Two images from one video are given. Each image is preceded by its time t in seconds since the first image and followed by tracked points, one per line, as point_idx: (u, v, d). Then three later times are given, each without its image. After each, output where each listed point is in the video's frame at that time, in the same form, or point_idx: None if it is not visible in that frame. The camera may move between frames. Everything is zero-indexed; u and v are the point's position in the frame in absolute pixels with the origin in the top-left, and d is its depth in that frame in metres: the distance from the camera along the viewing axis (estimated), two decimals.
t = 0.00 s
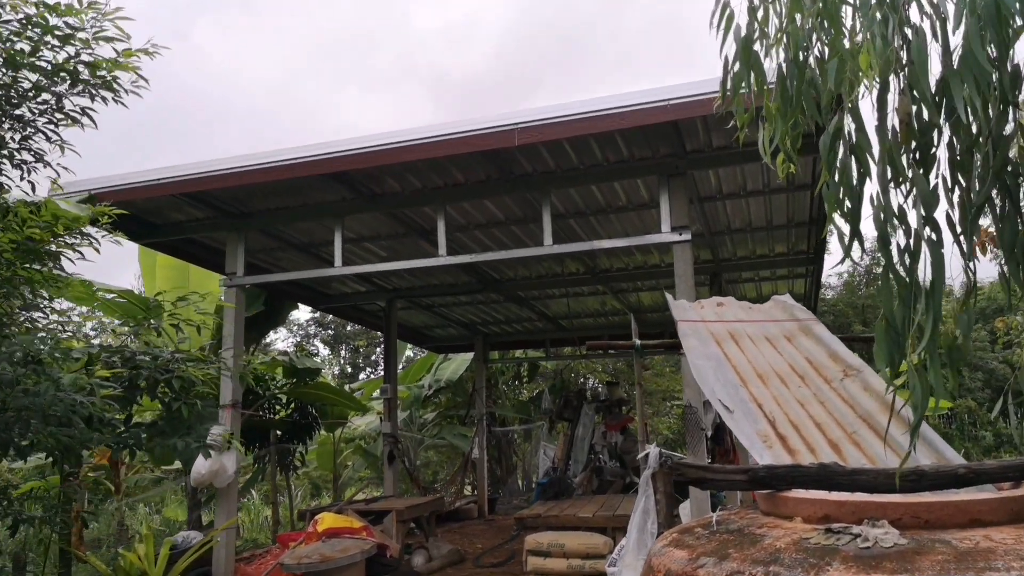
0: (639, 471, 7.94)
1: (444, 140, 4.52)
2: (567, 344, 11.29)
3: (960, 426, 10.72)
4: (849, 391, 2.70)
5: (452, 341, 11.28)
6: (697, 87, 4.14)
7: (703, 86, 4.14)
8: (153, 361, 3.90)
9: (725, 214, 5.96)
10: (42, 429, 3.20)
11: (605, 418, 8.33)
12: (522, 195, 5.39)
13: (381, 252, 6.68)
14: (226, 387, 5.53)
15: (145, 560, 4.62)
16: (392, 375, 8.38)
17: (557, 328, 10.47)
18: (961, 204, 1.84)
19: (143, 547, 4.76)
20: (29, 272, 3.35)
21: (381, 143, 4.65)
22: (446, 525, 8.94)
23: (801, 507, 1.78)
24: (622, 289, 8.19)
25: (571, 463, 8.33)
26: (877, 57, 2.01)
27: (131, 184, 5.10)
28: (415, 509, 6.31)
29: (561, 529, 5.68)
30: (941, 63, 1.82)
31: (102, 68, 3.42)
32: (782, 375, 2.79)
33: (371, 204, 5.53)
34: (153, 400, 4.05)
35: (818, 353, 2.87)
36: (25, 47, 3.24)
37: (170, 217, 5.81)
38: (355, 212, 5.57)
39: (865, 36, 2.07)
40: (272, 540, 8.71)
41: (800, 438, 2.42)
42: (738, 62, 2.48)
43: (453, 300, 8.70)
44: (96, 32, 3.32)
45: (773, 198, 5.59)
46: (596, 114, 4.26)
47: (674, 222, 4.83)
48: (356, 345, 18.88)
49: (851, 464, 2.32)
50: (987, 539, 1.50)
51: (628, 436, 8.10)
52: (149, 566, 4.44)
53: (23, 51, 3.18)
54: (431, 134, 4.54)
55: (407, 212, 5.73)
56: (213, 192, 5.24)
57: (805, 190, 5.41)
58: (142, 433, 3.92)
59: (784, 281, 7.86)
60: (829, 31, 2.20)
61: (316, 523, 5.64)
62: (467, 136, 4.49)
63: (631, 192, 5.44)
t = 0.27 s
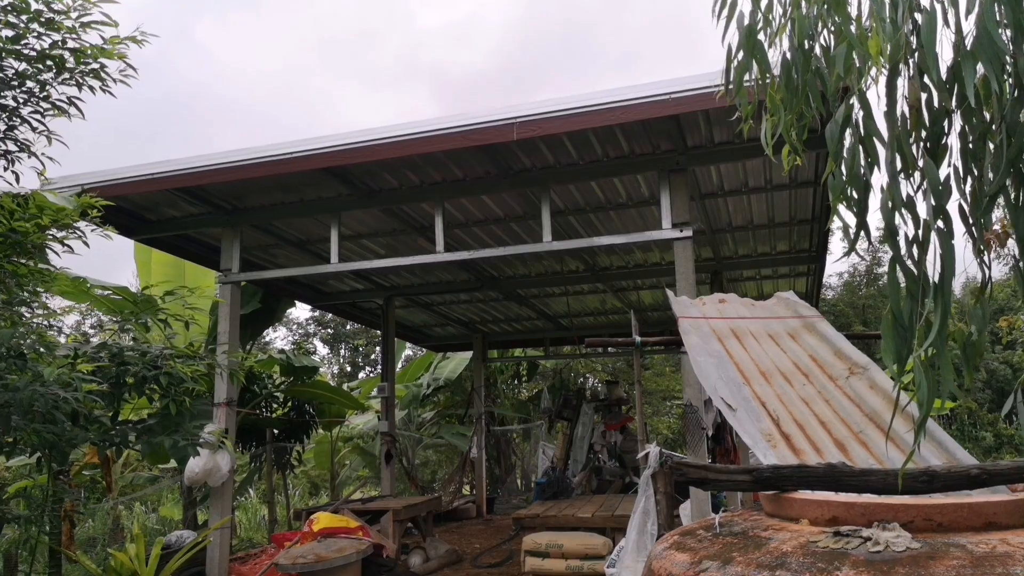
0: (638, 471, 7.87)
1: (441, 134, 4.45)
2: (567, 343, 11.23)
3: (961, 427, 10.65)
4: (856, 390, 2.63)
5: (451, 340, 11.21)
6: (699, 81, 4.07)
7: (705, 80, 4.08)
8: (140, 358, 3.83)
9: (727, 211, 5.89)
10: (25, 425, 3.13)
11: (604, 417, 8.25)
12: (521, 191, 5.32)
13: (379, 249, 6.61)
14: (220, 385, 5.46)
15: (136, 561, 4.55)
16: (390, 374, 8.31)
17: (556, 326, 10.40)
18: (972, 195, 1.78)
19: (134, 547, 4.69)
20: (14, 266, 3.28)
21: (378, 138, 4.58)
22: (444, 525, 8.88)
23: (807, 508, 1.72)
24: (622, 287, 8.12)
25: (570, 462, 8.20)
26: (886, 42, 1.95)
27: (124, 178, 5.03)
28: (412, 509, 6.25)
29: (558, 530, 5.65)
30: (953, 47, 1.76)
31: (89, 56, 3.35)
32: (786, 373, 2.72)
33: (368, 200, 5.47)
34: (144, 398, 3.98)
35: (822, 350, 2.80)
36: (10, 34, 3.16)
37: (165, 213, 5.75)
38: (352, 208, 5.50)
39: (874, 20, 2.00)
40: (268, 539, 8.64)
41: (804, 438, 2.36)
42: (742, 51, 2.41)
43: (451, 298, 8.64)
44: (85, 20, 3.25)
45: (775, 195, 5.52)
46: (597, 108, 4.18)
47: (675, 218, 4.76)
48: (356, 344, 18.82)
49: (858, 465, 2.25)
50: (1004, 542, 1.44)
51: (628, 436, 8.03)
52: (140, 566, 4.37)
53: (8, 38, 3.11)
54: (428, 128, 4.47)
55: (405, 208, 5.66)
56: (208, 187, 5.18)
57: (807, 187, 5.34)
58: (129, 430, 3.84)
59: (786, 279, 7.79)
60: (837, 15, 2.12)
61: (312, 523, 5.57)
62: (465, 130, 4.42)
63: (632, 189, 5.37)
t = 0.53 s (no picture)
0: (640, 473, 7.77)
1: (441, 130, 4.35)
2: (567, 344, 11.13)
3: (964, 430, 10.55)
4: (873, 393, 2.54)
5: (450, 340, 11.11)
6: (704, 75, 3.96)
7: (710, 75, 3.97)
8: (128, 358, 3.73)
9: (731, 210, 5.80)
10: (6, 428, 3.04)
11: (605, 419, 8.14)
12: (522, 188, 5.23)
13: (378, 248, 6.52)
14: (216, 386, 5.36)
15: (126, 566, 4.44)
16: (388, 375, 8.21)
17: (556, 327, 10.30)
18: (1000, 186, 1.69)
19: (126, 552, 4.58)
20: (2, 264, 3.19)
21: (376, 134, 4.48)
22: (443, 528, 8.78)
23: (831, 520, 1.65)
24: (623, 287, 8.03)
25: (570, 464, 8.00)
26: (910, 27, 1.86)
27: (117, 174, 4.93)
28: (411, 512, 6.15)
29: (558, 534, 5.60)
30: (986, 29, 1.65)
31: (75, 45, 3.25)
32: (799, 375, 2.63)
33: (366, 198, 5.37)
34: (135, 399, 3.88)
35: (837, 351, 2.71)
36: None
37: (160, 210, 5.65)
38: (350, 205, 5.41)
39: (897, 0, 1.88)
40: (264, 542, 8.53)
41: (821, 443, 2.26)
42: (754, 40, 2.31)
43: (450, 298, 8.54)
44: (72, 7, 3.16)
45: (781, 194, 5.43)
46: (599, 104, 4.09)
47: (679, 217, 4.65)
48: (354, 345, 18.71)
49: (878, 471, 2.16)
50: None
51: (629, 438, 7.92)
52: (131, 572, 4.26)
53: None
54: (427, 124, 4.37)
55: (404, 207, 5.57)
56: (203, 183, 5.08)
57: (813, 186, 5.24)
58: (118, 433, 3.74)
59: (789, 280, 7.69)
60: None
61: (308, 526, 5.47)
62: (466, 126, 4.31)
63: (635, 187, 5.28)
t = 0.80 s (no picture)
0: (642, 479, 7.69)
1: (442, 131, 4.29)
2: (567, 349, 11.05)
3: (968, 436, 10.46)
4: (888, 400, 2.49)
5: (449, 345, 11.03)
6: (710, 76, 3.90)
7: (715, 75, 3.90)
8: (120, 362, 3.66)
9: (735, 214, 5.73)
10: None
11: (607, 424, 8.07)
12: (524, 191, 5.17)
13: (378, 252, 6.45)
14: (213, 391, 5.28)
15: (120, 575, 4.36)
16: (388, 380, 8.13)
17: (556, 332, 10.23)
18: None
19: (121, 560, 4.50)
20: None
21: (376, 136, 4.42)
22: (443, 535, 8.68)
23: (857, 534, 1.72)
24: (625, 292, 7.96)
25: (572, 470, 8.06)
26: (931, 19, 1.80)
27: (114, 177, 4.86)
28: (411, 519, 6.07)
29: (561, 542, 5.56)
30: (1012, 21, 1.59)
31: (69, 43, 3.20)
32: (812, 381, 2.57)
33: (366, 201, 5.31)
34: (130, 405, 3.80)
35: (850, 357, 2.65)
36: None
37: (157, 214, 5.59)
38: (350, 209, 5.35)
39: None
40: (262, 549, 8.43)
41: (836, 452, 2.20)
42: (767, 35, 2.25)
43: (450, 302, 8.47)
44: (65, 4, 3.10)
45: (785, 197, 5.36)
46: (603, 105, 4.02)
47: (684, 220, 4.58)
48: (353, 350, 18.62)
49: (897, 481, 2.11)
50: None
51: (631, 444, 7.83)
52: None
53: None
54: (428, 125, 4.30)
55: (404, 210, 5.51)
56: (200, 186, 5.02)
57: (819, 189, 5.18)
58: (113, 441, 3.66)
59: (792, 284, 7.63)
60: None
61: (307, 534, 5.39)
62: (468, 128, 4.25)
63: (638, 190, 5.22)
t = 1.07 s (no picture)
0: (644, 477, 7.64)
1: (442, 125, 4.22)
2: (568, 346, 10.99)
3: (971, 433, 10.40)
4: (901, 397, 2.48)
5: (449, 343, 10.97)
6: (714, 68, 3.82)
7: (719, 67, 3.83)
8: (109, 359, 3.58)
9: (737, 210, 5.67)
10: None
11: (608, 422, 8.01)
12: (524, 186, 5.10)
13: (376, 248, 6.39)
14: (211, 390, 5.22)
15: None
16: (387, 378, 8.07)
17: (557, 329, 10.17)
18: None
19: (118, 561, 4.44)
20: None
21: (375, 130, 4.35)
22: (443, 533, 8.62)
23: (875, 538, 1.69)
24: (626, 289, 7.90)
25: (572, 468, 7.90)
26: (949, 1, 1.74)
27: (109, 173, 4.80)
28: (411, 518, 6.01)
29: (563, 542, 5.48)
30: None
31: (58, 34, 3.13)
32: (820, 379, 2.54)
33: (365, 197, 5.24)
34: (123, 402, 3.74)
35: (860, 354, 2.62)
36: None
37: (153, 210, 5.53)
38: (348, 204, 5.29)
39: None
40: (261, 548, 8.36)
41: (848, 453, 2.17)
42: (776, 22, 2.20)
43: (450, 300, 8.41)
44: None
45: (788, 192, 5.30)
46: (605, 97, 3.95)
47: (687, 215, 4.52)
48: (353, 347, 18.55)
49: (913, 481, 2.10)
50: None
51: (632, 442, 7.80)
52: None
53: None
54: (427, 119, 4.24)
55: (403, 206, 5.45)
56: (196, 181, 4.95)
57: (823, 183, 5.11)
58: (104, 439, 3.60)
59: (794, 280, 7.56)
60: None
61: (306, 533, 5.33)
62: (468, 122, 4.18)
63: (640, 185, 5.16)
